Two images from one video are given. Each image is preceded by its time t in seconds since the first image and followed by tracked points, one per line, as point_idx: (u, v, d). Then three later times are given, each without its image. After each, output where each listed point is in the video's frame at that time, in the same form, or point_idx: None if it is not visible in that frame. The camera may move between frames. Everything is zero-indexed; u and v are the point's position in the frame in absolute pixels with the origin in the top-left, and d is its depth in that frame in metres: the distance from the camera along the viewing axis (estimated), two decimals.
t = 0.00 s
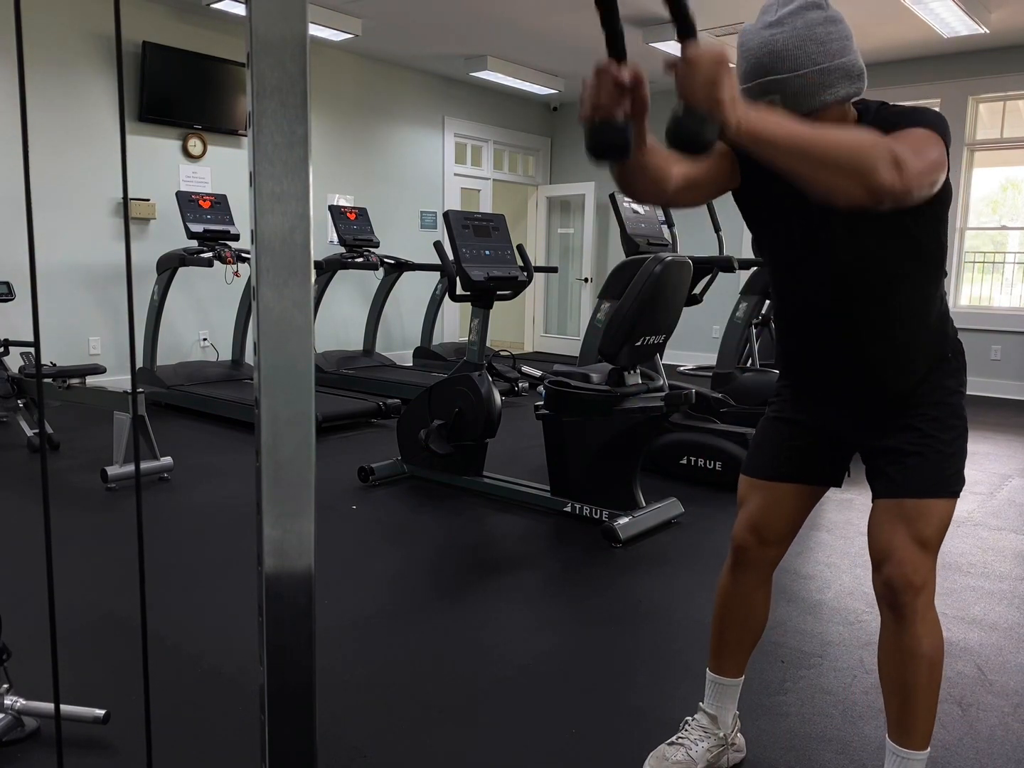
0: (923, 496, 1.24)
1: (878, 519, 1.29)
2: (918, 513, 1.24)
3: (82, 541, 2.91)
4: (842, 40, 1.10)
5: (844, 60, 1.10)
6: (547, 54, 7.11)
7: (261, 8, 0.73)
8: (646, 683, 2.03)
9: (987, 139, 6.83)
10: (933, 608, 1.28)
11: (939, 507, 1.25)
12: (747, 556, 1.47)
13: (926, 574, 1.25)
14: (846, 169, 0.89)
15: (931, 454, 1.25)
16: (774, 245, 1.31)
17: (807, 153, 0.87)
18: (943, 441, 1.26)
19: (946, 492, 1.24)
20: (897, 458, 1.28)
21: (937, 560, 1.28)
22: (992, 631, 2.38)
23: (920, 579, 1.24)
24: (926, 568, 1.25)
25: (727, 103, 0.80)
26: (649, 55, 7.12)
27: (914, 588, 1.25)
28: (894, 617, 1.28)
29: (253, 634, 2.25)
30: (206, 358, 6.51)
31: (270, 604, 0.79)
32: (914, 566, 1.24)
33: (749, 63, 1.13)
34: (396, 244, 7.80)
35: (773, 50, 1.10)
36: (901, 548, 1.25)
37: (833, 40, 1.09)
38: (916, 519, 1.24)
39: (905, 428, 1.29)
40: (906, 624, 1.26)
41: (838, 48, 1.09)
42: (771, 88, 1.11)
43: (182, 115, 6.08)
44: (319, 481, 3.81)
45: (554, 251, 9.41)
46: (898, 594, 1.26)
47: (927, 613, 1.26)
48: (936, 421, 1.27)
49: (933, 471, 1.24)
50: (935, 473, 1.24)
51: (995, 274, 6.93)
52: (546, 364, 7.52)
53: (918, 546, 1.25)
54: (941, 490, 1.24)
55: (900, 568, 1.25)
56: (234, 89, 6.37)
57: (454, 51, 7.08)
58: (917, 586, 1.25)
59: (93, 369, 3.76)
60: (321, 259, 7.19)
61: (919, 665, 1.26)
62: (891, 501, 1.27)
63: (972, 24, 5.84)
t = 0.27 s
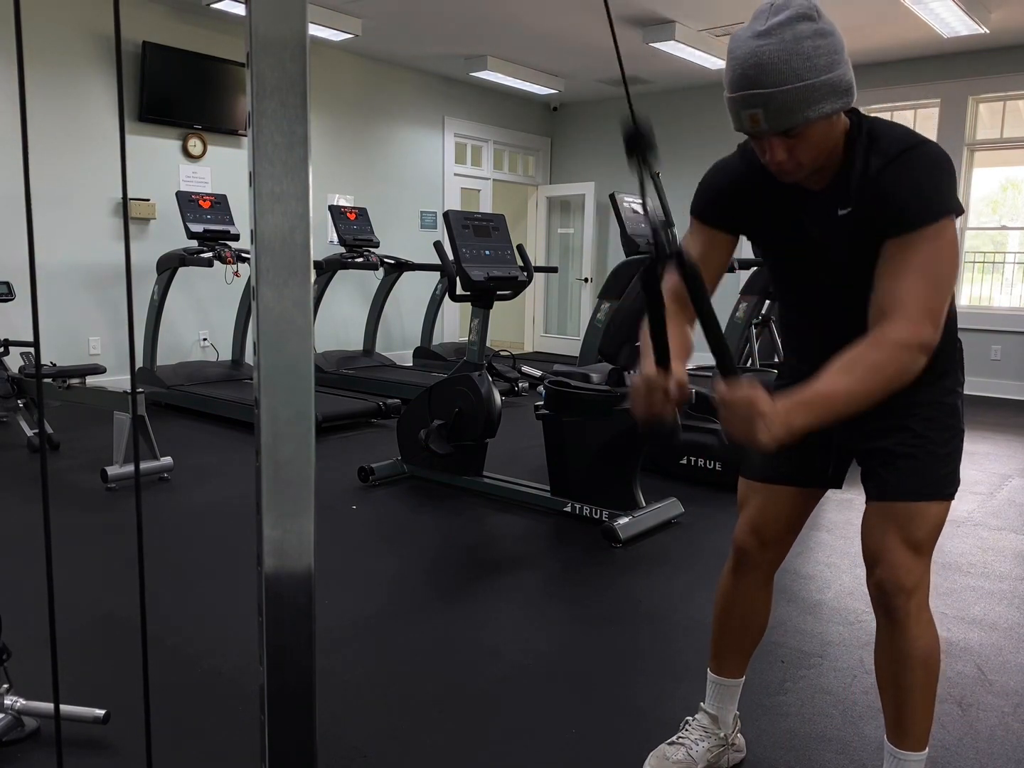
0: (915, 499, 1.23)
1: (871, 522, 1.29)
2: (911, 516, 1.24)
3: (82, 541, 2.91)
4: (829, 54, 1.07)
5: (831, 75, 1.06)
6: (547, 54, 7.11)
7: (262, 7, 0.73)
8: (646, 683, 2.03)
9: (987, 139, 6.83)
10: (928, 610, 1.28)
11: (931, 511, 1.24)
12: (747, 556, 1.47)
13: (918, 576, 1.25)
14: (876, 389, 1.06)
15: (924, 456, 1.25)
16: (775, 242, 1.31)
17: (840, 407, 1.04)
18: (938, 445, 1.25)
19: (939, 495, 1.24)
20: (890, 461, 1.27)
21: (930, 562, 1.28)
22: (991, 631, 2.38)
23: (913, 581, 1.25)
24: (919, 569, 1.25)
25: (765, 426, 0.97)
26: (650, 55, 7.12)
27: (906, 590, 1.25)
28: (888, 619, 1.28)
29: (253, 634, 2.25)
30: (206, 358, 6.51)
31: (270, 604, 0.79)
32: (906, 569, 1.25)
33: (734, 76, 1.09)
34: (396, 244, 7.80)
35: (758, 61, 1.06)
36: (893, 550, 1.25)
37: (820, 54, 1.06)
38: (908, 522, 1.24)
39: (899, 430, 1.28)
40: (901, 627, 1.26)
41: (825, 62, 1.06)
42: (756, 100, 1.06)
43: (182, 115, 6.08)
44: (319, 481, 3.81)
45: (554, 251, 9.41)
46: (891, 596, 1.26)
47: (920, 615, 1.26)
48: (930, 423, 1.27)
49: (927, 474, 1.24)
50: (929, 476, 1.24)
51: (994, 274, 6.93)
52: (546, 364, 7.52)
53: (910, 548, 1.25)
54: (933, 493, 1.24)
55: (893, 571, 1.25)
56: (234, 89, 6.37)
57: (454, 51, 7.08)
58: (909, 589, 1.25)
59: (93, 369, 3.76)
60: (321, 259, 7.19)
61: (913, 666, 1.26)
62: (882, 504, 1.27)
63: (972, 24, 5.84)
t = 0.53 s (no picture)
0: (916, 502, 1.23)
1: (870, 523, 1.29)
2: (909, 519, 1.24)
3: (82, 541, 2.91)
4: (826, 43, 1.07)
5: (826, 63, 1.06)
6: (547, 54, 7.11)
7: (262, 7, 0.73)
8: (646, 683, 2.03)
9: (987, 139, 6.83)
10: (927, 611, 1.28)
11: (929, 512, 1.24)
12: (748, 559, 1.46)
13: (917, 577, 1.25)
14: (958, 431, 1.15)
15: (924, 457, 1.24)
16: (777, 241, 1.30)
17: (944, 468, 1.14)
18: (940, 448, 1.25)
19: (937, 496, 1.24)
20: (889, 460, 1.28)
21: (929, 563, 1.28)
22: (992, 631, 2.38)
23: (912, 582, 1.25)
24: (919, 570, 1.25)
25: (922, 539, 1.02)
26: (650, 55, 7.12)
27: (905, 591, 1.25)
28: (888, 621, 1.28)
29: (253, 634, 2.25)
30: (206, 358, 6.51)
31: (270, 604, 0.79)
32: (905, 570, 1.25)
33: (730, 64, 1.11)
34: (396, 244, 7.80)
35: (751, 47, 1.07)
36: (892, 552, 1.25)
37: (816, 42, 1.06)
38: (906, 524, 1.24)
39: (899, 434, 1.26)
40: (900, 627, 1.26)
41: (820, 51, 1.06)
42: (748, 85, 1.07)
43: (182, 115, 6.08)
44: (319, 481, 3.81)
45: (555, 251, 9.41)
46: (890, 597, 1.26)
47: (919, 616, 1.26)
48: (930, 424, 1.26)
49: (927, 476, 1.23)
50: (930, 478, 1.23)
51: (994, 274, 6.93)
52: (546, 364, 7.52)
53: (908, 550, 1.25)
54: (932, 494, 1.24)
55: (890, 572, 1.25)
56: (234, 89, 6.37)
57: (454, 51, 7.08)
58: (907, 590, 1.25)
59: (93, 369, 3.76)
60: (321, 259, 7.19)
61: (912, 666, 1.26)
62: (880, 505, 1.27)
63: (972, 24, 5.84)
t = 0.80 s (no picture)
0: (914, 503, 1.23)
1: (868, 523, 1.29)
2: (907, 518, 1.24)
3: (81, 541, 2.91)
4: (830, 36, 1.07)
5: (830, 55, 1.06)
6: (547, 54, 7.11)
7: (261, 8, 0.73)
8: (646, 683, 2.03)
9: (987, 139, 6.83)
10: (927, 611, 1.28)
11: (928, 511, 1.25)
12: (748, 560, 1.46)
13: (915, 578, 1.25)
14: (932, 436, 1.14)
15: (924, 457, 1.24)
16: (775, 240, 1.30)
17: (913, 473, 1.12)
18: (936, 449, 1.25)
19: (937, 495, 1.25)
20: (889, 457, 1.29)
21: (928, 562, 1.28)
22: (992, 631, 2.38)
23: (911, 582, 1.25)
24: (917, 570, 1.25)
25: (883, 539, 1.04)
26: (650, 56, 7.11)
27: (904, 591, 1.25)
28: (887, 621, 1.28)
29: (253, 634, 2.25)
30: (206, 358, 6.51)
31: (270, 603, 0.79)
32: (903, 570, 1.25)
33: (733, 57, 1.10)
34: (396, 244, 7.80)
35: (756, 39, 1.07)
36: (891, 553, 1.25)
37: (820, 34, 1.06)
38: (904, 524, 1.24)
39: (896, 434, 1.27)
40: (899, 627, 1.26)
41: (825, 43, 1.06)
42: (753, 78, 1.07)
43: (182, 115, 6.08)
44: (319, 481, 3.81)
45: (554, 251, 9.41)
46: (889, 596, 1.26)
47: (918, 616, 1.26)
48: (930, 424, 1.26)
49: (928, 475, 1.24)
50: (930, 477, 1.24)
51: (994, 273, 6.93)
52: (546, 364, 7.52)
53: (907, 549, 1.25)
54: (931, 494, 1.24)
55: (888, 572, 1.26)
56: (234, 89, 6.37)
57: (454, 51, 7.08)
58: (906, 590, 1.25)
59: (93, 369, 3.76)
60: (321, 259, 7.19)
61: (912, 666, 1.26)
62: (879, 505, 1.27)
63: (972, 24, 5.84)
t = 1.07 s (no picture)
0: (909, 499, 1.24)
1: (865, 522, 1.30)
2: (905, 517, 1.24)
3: (81, 541, 2.90)
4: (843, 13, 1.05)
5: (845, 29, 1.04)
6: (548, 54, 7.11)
7: (261, 8, 0.73)
8: (646, 683, 2.03)
9: (987, 139, 6.83)
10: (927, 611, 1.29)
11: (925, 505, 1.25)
12: (747, 560, 1.46)
13: (915, 577, 1.26)
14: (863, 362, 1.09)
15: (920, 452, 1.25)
16: (776, 229, 1.31)
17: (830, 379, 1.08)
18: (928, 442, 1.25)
19: (933, 493, 1.25)
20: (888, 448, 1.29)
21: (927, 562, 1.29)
22: (992, 631, 2.38)
23: (911, 582, 1.25)
24: (915, 570, 1.26)
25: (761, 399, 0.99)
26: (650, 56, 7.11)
27: (903, 591, 1.25)
28: (886, 620, 1.28)
29: (253, 634, 2.25)
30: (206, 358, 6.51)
31: (270, 604, 0.79)
32: (901, 570, 1.25)
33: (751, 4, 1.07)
34: (396, 244, 7.80)
35: None
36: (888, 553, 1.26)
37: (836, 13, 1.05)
38: (902, 523, 1.25)
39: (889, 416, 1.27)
40: (900, 627, 1.27)
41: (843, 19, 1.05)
42: (771, 24, 1.04)
43: (182, 115, 6.08)
44: (319, 482, 3.81)
45: (554, 251, 9.41)
46: (887, 595, 1.27)
47: (918, 615, 1.26)
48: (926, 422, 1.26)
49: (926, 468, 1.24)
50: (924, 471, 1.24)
51: (995, 274, 6.93)
52: (546, 364, 7.52)
53: (905, 550, 1.26)
54: (925, 490, 1.24)
55: (888, 574, 1.26)
56: (234, 89, 6.38)
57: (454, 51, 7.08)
58: (904, 590, 1.25)
59: (93, 369, 3.76)
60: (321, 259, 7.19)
61: (911, 667, 1.26)
62: (876, 504, 1.27)
63: (972, 24, 5.84)
